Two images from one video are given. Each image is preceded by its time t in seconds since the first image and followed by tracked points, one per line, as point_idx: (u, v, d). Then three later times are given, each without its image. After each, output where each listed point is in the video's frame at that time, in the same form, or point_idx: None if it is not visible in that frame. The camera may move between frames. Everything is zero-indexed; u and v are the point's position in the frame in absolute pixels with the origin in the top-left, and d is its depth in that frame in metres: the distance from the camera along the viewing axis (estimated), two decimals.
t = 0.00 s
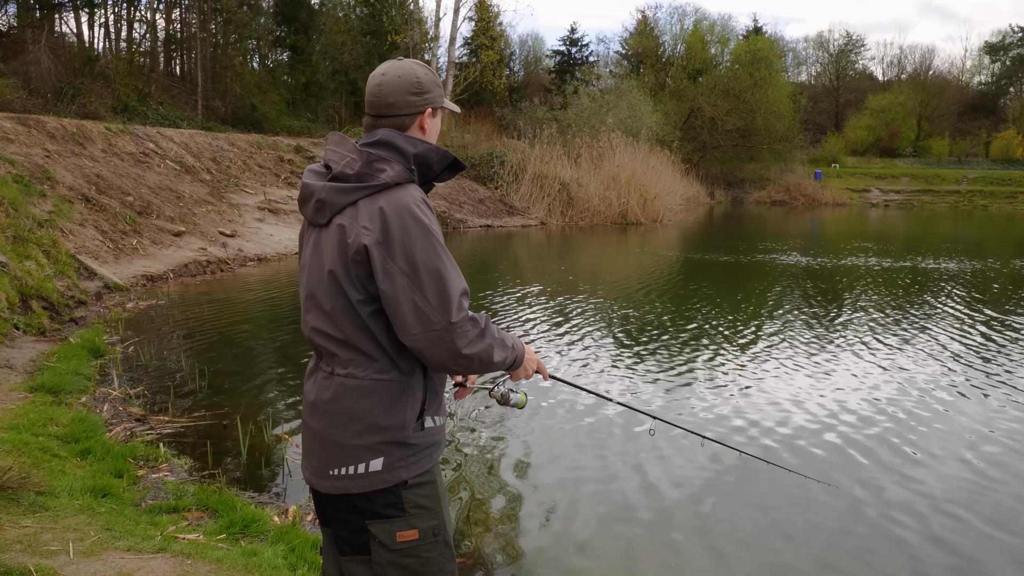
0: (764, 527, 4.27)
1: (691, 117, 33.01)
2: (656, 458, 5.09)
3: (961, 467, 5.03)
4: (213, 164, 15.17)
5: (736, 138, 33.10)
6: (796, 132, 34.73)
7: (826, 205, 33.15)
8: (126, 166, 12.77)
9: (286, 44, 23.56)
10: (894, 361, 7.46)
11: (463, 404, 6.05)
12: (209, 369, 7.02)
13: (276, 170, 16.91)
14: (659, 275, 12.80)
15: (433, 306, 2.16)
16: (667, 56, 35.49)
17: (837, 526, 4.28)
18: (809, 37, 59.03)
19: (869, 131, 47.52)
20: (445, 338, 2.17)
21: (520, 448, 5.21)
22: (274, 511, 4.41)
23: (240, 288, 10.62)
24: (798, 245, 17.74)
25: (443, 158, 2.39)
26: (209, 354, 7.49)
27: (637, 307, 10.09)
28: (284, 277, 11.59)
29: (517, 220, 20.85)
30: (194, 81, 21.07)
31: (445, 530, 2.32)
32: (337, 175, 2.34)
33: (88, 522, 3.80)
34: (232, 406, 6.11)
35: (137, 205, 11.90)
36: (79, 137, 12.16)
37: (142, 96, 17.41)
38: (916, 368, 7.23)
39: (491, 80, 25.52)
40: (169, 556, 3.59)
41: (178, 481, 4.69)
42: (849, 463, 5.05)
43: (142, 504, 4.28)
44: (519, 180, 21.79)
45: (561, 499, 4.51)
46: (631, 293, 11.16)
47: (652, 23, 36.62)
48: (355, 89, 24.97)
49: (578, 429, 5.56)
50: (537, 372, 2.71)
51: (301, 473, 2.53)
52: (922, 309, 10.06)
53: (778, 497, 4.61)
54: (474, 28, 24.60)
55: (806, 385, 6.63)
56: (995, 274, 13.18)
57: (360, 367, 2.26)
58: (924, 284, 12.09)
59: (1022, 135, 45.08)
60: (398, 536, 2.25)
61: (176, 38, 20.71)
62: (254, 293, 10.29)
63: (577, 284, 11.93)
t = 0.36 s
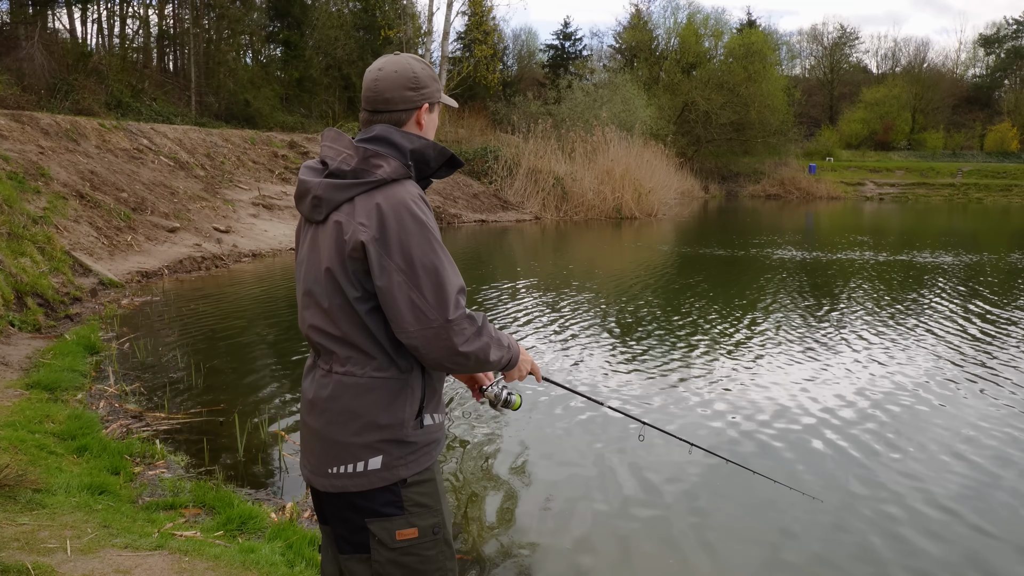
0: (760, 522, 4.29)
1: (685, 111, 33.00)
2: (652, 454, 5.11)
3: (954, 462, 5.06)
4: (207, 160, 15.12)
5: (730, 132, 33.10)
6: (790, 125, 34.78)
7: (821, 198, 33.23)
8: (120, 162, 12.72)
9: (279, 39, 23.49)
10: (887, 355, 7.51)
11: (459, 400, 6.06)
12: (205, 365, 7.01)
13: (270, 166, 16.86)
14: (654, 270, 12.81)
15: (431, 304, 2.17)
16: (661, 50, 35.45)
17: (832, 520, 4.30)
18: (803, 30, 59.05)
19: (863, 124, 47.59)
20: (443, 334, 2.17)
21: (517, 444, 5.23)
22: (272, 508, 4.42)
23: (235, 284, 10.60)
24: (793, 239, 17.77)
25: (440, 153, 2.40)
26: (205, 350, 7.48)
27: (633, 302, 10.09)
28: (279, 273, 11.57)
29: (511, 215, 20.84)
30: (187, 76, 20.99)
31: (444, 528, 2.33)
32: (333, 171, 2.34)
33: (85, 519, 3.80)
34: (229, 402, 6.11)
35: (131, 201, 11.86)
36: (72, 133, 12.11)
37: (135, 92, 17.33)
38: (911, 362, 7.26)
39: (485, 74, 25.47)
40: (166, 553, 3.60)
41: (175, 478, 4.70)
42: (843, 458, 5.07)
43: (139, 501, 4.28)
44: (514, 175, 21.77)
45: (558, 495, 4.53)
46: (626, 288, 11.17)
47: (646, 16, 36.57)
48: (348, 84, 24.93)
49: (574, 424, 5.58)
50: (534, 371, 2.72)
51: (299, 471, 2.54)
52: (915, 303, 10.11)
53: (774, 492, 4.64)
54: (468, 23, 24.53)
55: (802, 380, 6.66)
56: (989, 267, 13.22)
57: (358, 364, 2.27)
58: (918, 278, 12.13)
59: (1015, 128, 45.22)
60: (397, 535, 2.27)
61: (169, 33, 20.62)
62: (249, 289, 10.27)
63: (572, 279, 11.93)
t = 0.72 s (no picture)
0: (759, 522, 4.28)
1: (683, 110, 32.97)
2: (651, 454, 5.11)
3: (954, 462, 5.06)
4: (205, 158, 15.09)
5: (729, 131, 33.09)
6: (789, 124, 34.80)
7: (819, 197, 33.24)
8: (118, 160, 12.69)
9: (277, 37, 23.52)
10: (886, 354, 7.52)
11: (458, 400, 6.05)
12: (203, 365, 7.00)
13: (268, 164, 16.83)
14: (652, 269, 12.80)
15: (434, 303, 2.16)
16: (659, 49, 35.42)
17: (831, 521, 4.30)
18: (802, 30, 59.08)
19: (862, 123, 47.61)
20: (445, 335, 2.17)
21: (516, 444, 5.22)
22: (271, 507, 4.41)
23: (233, 283, 10.58)
24: (791, 239, 17.78)
25: (441, 154, 2.39)
26: (204, 349, 7.47)
27: (631, 302, 10.07)
28: (277, 272, 11.55)
29: (510, 214, 20.82)
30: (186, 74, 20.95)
31: (444, 529, 2.32)
32: (334, 171, 2.33)
33: (84, 519, 3.79)
34: (228, 402, 6.10)
35: (129, 199, 11.83)
36: (70, 131, 12.07)
37: (133, 90, 17.29)
38: (910, 362, 7.25)
39: (484, 73, 25.43)
40: (165, 553, 3.59)
41: (174, 477, 4.69)
42: (843, 459, 5.07)
43: (138, 501, 4.27)
44: (512, 173, 21.77)
45: (557, 495, 4.52)
46: (625, 287, 11.16)
47: (645, 15, 36.56)
48: (347, 82, 24.92)
49: (574, 425, 5.56)
50: (533, 372, 2.72)
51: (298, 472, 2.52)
52: (913, 303, 10.14)
53: (773, 492, 4.63)
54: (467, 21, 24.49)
55: (801, 380, 6.65)
56: (987, 268, 13.22)
57: (359, 365, 2.26)
58: (917, 278, 12.14)
59: (1013, 128, 45.29)
60: (397, 535, 2.26)
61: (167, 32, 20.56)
62: (248, 287, 10.26)
63: (572, 278, 11.91)
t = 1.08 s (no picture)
0: (745, 525, 4.28)
1: (672, 114, 33.09)
2: (636, 457, 5.11)
3: (937, 465, 5.09)
4: (192, 157, 15.00)
5: (717, 136, 33.25)
6: (776, 129, 35.01)
7: (806, 202, 33.47)
8: (103, 158, 12.59)
9: (267, 36, 23.20)
10: (871, 358, 7.57)
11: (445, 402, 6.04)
12: (188, 365, 6.95)
13: (256, 163, 16.74)
14: (639, 272, 12.82)
15: (418, 302, 2.15)
16: (649, 53, 35.55)
17: (816, 523, 4.31)
18: (789, 36, 59.46)
19: (849, 129, 47.98)
20: (430, 333, 2.16)
21: (501, 446, 5.21)
22: (254, 509, 4.38)
23: (219, 282, 10.52)
24: (778, 243, 17.87)
25: (426, 154, 2.38)
26: (189, 349, 7.42)
27: (619, 304, 10.08)
28: (264, 271, 11.50)
29: (498, 216, 20.83)
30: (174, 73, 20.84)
31: (428, 531, 2.31)
32: (318, 170, 2.32)
33: (64, 520, 3.75)
34: (212, 402, 6.06)
35: (114, 197, 11.74)
36: (55, 128, 11.95)
37: (120, 88, 17.15)
38: (895, 366, 7.30)
39: (473, 75, 25.43)
40: (146, 555, 3.55)
41: (156, 478, 4.65)
42: (828, 462, 5.09)
43: (119, 502, 4.23)
44: (501, 175, 21.78)
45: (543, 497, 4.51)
46: (613, 290, 11.18)
47: (634, 19, 36.68)
48: (336, 82, 24.87)
49: (558, 428, 5.55)
50: (517, 373, 2.71)
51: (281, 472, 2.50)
52: (897, 307, 10.23)
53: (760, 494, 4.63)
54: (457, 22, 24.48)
55: (787, 384, 6.67)
56: (971, 273, 13.33)
57: (342, 364, 2.25)
58: (902, 283, 12.22)
59: (997, 135, 45.78)
60: (380, 537, 2.24)
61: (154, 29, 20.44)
62: (234, 287, 10.21)
63: (559, 280, 11.92)
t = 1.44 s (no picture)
0: (732, 527, 4.35)
1: (660, 117, 33.25)
2: (622, 460, 5.18)
3: (917, 466, 5.19)
4: (179, 161, 14.97)
5: (704, 138, 33.43)
6: (763, 132, 35.23)
7: (793, 205, 33.72)
8: (90, 162, 12.55)
9: (253, 40, 23.10)
10: (854, 360, 7.69)
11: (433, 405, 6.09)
12: (176, 369, 6.96)
13: (243, 167, 16.71)
14: (627, 275, 12.91)
15: (406, 305, 2.20)
16: (636, 56, 35.70)
17: (802, 525, 4.37)
18: (776, 39, 59.86)
19: (835, 131, 48.36)
20: (418, 334, 2.21)
21: (489, 449, 5.26)
22: (243, 513, 4.41)
23: (206, 286, 10.51)
24: (765, 246, 18.01)
25: (414, 156, 2.43)
26: (177, 353, 7.42)
27: (607, 307, 10.15)
28: (251, 275, 11.50)
29: (486, 219, 20.89)
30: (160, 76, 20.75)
31: (417, 533, 2.36)
32: (307, 172, 2.36)
33: (53, 525, 3.77)
34: (201, 407, 6.07)
35: (100, 202, 11.70)
36: (41, 132, 11.89)
37: (105, 92, 17.08)
38: (879, 369, 7.40)
39: (461, 78, 25.47)
40: (136, 559, 3.58)
41: (145, 483, 4.66)
42: (812, 463, 5.16)
43: (108, 507, 4.25)
44: (489, 178, 21.83)
45: (530, 500, 4.56)
46: (601, 293, 11.25)
47: (622, 22, 36.81)
48: (323, 85, 24.83)
49: (546, 430, 5.61)
50: (504, 376, 2.76)
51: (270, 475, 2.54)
52: (882, 309, 10.37)
53: (744, 496, 4.71)
54: (444, 26, 24.50)
55: (772, 386, 6.76)
56: (956, 275, 13.48)
57: (330, 367, 2.30)
58: (888, 286, 12.34)
59: (981, 137, 46.24)
60: (370, 539, 2.29)
61: (140, 33, 20.34)
62: (222, 291, 10.21)
63: (547, 284, 11.98)
